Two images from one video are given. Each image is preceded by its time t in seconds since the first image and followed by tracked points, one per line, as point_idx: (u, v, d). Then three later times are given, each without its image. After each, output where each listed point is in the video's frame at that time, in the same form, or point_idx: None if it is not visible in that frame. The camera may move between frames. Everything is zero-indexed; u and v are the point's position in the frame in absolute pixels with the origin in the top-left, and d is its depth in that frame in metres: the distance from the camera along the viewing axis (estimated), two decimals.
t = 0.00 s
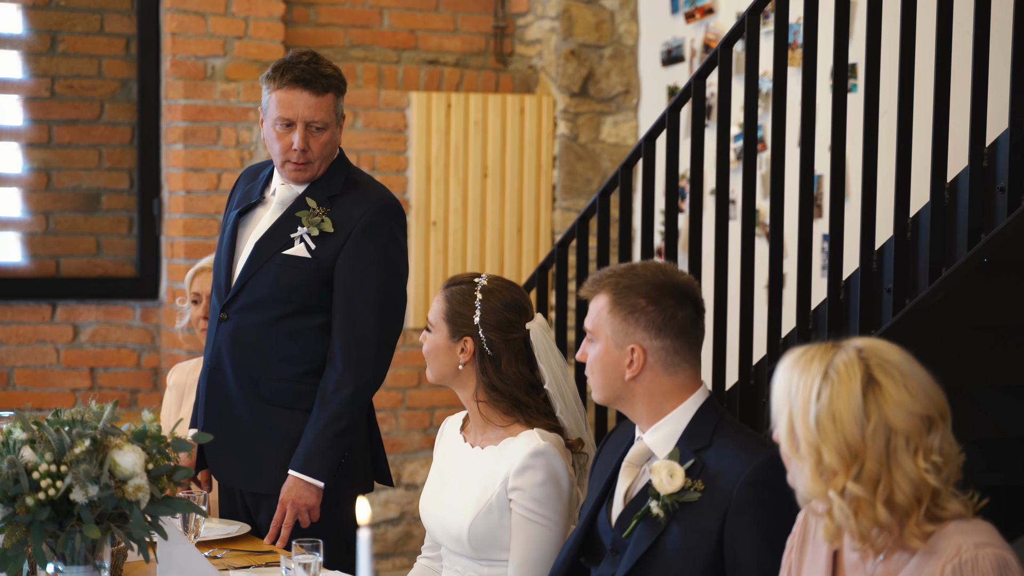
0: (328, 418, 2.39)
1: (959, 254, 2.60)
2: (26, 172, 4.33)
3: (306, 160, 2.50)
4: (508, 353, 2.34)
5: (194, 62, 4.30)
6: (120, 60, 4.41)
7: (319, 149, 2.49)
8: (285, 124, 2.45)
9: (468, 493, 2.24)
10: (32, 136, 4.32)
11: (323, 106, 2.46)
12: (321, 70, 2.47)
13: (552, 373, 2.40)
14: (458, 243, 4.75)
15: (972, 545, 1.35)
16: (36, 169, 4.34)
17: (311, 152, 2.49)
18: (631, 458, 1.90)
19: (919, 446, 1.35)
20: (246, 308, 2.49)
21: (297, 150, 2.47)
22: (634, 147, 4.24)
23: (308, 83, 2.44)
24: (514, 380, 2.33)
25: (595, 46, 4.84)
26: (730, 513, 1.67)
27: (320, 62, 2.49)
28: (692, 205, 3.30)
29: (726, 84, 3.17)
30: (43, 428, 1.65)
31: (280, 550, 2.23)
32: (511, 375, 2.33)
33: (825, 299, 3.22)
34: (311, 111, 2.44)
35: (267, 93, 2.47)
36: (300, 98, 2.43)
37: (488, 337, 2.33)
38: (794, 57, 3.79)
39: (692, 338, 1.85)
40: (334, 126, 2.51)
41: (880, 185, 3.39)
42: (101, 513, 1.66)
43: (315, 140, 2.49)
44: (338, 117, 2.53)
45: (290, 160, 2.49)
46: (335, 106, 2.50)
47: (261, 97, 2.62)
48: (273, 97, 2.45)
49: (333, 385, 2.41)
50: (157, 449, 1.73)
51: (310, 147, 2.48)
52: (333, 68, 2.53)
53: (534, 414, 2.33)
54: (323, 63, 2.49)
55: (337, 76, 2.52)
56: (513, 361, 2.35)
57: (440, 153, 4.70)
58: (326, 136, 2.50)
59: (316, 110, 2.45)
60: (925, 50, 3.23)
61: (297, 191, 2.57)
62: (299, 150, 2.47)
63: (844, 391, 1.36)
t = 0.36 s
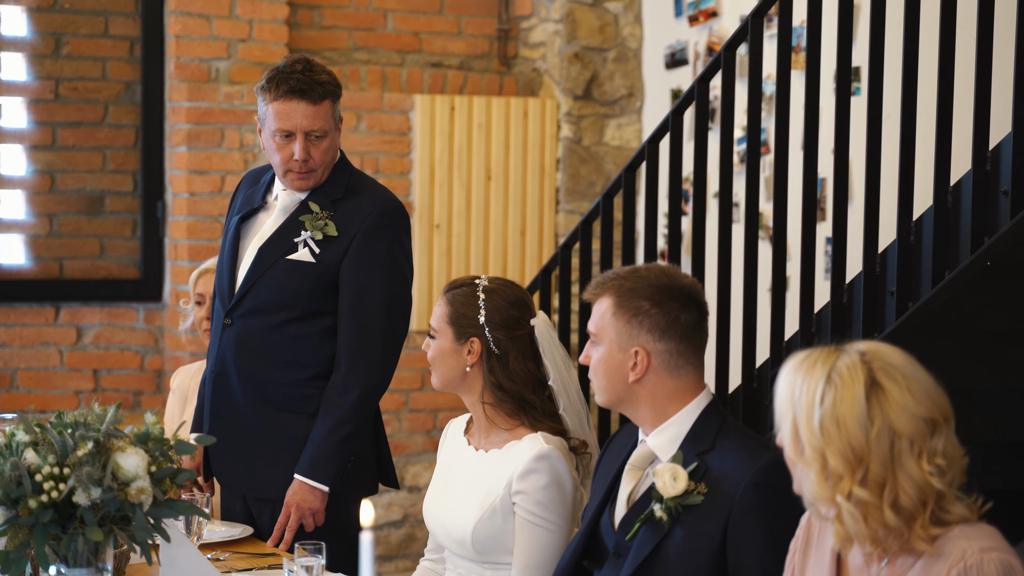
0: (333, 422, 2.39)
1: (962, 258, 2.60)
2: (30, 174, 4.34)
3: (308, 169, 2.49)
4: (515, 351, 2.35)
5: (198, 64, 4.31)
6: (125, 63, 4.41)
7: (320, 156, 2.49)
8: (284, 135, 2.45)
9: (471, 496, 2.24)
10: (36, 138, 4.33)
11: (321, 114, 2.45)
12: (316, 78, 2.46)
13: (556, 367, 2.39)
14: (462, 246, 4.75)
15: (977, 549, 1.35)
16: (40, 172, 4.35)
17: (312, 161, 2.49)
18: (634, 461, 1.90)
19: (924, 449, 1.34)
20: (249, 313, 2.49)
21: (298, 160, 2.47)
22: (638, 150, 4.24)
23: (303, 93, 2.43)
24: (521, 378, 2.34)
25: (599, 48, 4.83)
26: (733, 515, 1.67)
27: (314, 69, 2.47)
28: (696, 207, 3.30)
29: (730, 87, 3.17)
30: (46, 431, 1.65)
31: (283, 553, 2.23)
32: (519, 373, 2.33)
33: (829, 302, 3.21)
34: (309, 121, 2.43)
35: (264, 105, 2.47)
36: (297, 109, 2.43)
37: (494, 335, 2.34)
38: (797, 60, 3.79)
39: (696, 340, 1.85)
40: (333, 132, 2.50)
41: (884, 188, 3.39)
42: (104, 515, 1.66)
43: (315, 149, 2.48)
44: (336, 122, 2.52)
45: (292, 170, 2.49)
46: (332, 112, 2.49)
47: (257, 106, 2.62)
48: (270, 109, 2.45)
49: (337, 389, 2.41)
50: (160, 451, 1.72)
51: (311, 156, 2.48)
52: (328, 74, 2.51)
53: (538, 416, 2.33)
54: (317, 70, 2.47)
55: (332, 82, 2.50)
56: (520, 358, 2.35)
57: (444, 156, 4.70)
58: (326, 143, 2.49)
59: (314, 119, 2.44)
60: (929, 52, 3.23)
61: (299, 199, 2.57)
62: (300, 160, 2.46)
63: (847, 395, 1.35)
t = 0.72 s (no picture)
0: (334, 422, 2.39)
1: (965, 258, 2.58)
2: (32, 175, 4.34)
3: (302, 169, 2.50)
4: (521, 346, 2.35)
5: (200, 65, 4.31)
6: (127, 64, 4.42)
7: (313, 156, 2.49)
8: (276, 136, 2.45)
9: (474, 497, 2.24)
10: (38, 138, 4.33)
11: (311, 113, 2.45)
12: (304, 78, 2.46)
13: (560, 361, 2.39)
14: (464, 247, 4.75)
15: (979, 551, 1.34)
16: (42, 172, 4.35)
17: (305, 161, 2.49)
18: (636, 462, 1.90)
19: (925, 450, 1.34)
20: (254, 318, 2.49)
21: (291, 160, 2.47)
22: (640, 151, 4.23)
23: (292, 93, 2.43)
24: (528, 373, 2.34)
25: (601, 50, 4.83)
26: (735, 517, 1.67)
27: (301, 69, 2.47)
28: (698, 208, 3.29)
29: (732, 88, 3.16)
30: (47, 431, 1.65)
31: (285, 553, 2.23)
32: (526, 367, 2.34)
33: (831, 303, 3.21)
34: (300, 121, 2.44)
35: (254, 107, 2.47)
36: (288, 109, 2.43)
37: (501, 331, 2.34)
38: (799, 61, 3.79)
39: (699, 340, 1.85)
40: (325, 130, 2.50)
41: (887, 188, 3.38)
42: (105, 516, 1.66)
43: (308, 149, 2.48)
44: (328, 121, 2.52)
45: (286, 171, 2.49)
46: (323, 111, 2.48)
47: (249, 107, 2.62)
48: (261, 111, 2.45)
49: (339, 390, 2.41)
50: (161, 452, 1.72)
51: (304, 156, 2.48)
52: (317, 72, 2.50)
53: (542, 416, 2.33)
54: (305, 69, 2.47)
55: (321, 80, 2.50)
56: (527, 353, 2.36)
57: (446, 157, 4.70)
58: (318, 142, 2.49)
59: (304, 119, 2.44)
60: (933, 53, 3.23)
61: (297, 199, 2.57)
62: (293, 160, 2.47)
63: (848, 396, 1.35)
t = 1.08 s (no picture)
0: (333, 419, 2.39)
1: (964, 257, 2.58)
2: (31, 172, 4.34)
3: (301, 167, 2.50)
4: (521, 342, 2.35)
5: (200, 62, 4.31)
6: (126, 60, 4.41)
7: (312, 153, 2.49)
8: (274, 134, 2.45)
9: (473, 494, 2.24)
10: (38, 135, 4.33)
11: (309, 112, 2.44)
12: (301, 76, 2.45)
13: (560, 358, 2.39)
14: (463, 244, 4.75)
15: (979, 548, 1.34)
16: (42, 169, 4.35)
17: (304, 158, 2.49)
18: (636, 459, 1.90)
19: (924, 447, 1.34)
20: (251, 311, 2.49)
21: (290, 158, 2.47)
22: (641, 148, 4.24)
23: (289, 92, 2.42)
24: (527, 370, 2.34)
25: (601, 47, 4.83)
26: (734, 514, 1.67)
27: (299, 66, 2.46)
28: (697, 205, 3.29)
29: (732, 86, 3.16)
30: (46, 428, 1.64)
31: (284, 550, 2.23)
32: (525, 365, 2.34)
33: (831, 301, 3.21)
34: (297, 119, 2.43)
35: (252, 105, 2.47)
36: (285, 108, 2.42)
37: (501, 328, 2.34)
38: (799, 59, 3.79)
39: (701, 337, 1.85)
40: (323, 127, 2.49)
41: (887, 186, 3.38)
42: (104, 512, 1.65)
43: (306, 146, 2.48)
44: (327, 117, 2.51)
45: (285, 169, 2.50)
46: (321, 108, 2.48)
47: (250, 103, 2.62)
48: (259, 109, 2.45)
49: (337, 386, 2.41)
50: (161, 449, 1.72)
51: (303, 153, 2.48)
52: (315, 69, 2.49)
53: (542, 412, 2.33)
54: (302, 67, 2.46)
55: (319, 77, 2.49)
56: (527, 350, 2.36)
57: (446, 154, 4.69)
58: (317, 139, 2.49)
59: (301, 117, 2.44)
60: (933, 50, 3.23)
61: (296, 195, 2.57)
62: (291, 159, 2.47)
63: (847, 394, 1.35)
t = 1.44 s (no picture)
0: (328, 410, 2.39)
1: (961, 250, 2.60)
2: (28, 164, 4.32)
3: (297, 158, 2.50)
4: (517, 335, 2.35)
5: (197, 54, 4.30)
6: (123, 52, 4.40)
7: (308, 144, 2.49)
8: (270, 124, 2.45)
9: (471, 486, 2.24)
10: (35, 127, 4.32)
11: (305, 102, 2.44)
12: (297, 66, 2.45)
13: (557, 351, 2.39)
14: (461, 237, 4.75)
15: (974, 539, 1.35)
16: (39, 161, 4.34)
17: (301, 149, 2.49)
18: (634, 451, 1.90)
19: (919, 440, 1.34)
20: (246, 303, 2.50)
21: (285, 149, 2.47)
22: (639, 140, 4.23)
23: (285, 81, 2.42)
24: (523, 363, 2.34)
25: (599, 39, 4.82)
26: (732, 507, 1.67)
27: (294, 57, 2.46)
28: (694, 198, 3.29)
29: (730, 78, 3.16)
30: (45, 419, 1.64)
31: (282, 542, 2.23)
32: (521, 358, 2.34)
33: (828, 294, 3.21)
34: (293, 109, 2.43)
35: (248, 96, 2.47)
36: (281, 98, 2.42)
37: (497, 321, 2.34)
38: (797, 51, 3.79)
39: (698, 329, 1.86)
40: (319, 118, 2.49)
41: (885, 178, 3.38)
42: (103, 504, 1.64)
43: (302, 137, 2.48)
44: (323, 109, 2.51)
45: (281, 159, 2.49)
46: (317, 99, 2.47)
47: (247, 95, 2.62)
48: (255, 99, 2.45)
49: (333, 378, 2.41)
50: (159, 440, 1.71)
51: (299, 144, 2.48)
52: (310, 60, 2.50)
53: (538, 405, 2.33)
54: (298, 58, 2.46)
55: (315, 69, 2.49)
56: (523, 343, 2.36)
57: (443, 147, 4.69)
58: (313, 130, 2.48)
59: (297, 107, 2.43)
60: (931, 43, 3.23)
61: (293, 186, 2.57)
62: (287, 148, 2.46)
63: (841, 388, 1.35)
